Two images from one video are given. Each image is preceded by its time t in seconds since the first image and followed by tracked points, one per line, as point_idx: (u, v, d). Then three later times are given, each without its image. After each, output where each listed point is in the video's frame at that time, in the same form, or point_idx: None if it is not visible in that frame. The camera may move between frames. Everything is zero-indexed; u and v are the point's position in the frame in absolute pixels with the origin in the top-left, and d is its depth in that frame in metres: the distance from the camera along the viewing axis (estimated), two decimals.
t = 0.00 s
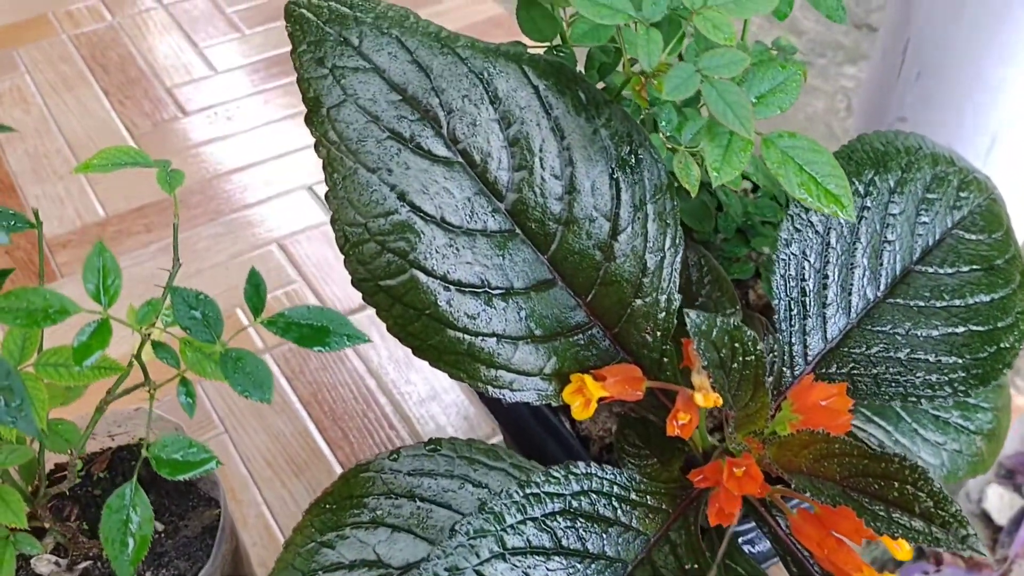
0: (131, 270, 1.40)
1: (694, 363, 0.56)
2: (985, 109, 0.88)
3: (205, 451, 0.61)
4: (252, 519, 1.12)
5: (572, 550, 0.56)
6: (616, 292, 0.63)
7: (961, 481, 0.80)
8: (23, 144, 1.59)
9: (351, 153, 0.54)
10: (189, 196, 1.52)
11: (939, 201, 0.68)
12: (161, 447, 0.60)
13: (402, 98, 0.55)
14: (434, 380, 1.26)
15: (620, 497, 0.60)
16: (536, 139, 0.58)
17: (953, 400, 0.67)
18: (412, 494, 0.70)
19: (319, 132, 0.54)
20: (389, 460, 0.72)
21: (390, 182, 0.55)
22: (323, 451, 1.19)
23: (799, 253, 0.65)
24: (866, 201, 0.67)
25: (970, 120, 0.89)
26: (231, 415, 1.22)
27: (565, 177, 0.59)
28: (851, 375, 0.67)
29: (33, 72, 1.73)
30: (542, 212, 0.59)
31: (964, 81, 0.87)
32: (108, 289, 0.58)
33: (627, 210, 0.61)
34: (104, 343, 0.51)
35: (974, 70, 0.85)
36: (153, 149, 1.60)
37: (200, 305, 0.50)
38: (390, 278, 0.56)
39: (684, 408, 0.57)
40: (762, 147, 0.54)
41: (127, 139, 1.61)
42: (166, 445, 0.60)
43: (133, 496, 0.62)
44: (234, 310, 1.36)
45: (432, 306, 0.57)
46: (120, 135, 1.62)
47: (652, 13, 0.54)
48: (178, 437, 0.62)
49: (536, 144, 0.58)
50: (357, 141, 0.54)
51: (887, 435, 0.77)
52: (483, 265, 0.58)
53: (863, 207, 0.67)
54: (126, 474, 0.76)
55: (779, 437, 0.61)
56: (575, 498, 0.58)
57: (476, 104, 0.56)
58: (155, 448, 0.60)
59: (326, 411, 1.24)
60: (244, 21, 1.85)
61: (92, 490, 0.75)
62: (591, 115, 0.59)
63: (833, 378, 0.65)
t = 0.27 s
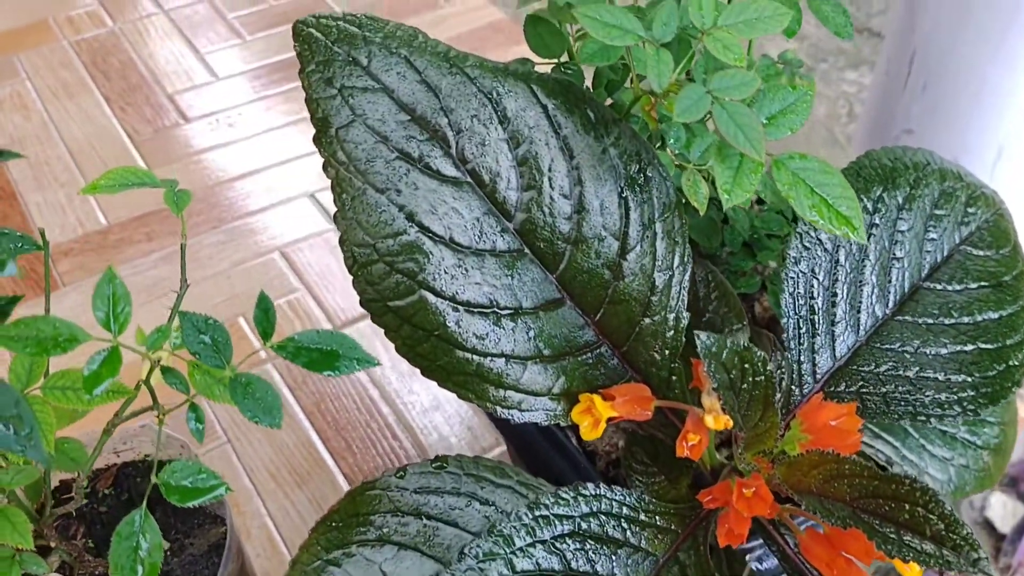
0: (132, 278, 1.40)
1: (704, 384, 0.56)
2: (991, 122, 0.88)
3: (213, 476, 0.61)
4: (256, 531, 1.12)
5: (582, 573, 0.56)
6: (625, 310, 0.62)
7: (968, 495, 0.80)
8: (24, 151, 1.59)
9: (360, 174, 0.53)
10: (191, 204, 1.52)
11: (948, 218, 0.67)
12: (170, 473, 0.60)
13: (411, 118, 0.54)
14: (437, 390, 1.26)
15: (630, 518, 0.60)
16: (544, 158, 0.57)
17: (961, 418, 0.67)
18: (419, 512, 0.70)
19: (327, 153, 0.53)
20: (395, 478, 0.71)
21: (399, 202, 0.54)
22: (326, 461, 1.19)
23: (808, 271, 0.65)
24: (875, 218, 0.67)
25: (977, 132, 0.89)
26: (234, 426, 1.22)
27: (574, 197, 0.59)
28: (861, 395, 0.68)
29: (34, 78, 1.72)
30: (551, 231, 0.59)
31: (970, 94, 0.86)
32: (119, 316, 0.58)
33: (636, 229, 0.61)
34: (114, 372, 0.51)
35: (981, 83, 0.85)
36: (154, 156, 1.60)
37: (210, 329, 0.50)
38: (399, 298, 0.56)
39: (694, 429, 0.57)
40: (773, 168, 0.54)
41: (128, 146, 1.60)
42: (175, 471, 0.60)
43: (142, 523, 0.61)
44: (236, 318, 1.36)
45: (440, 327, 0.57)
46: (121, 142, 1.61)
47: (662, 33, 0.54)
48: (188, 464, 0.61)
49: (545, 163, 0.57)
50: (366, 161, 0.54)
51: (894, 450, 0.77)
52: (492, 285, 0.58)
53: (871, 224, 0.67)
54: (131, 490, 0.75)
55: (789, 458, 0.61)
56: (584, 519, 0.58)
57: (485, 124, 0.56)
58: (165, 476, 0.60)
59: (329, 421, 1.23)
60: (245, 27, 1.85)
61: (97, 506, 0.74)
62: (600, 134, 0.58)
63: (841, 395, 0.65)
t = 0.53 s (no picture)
0: (128, 285, 1.40)
1: (699, 397, 0.56)
2: (987, 131, 0.88)
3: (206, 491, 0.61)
4: (252, 539, 1.12)
5: None
6: (619, 322, 0.63)
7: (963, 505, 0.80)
8: (20, 158, 1.59)
9: (354, 188, 0.53)
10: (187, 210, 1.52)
11: (942, 228, 0.68)
12: (164, 489, 0.60)
13: (405, 132, 0.55)
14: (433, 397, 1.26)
15: (624, 529, 0.60)
16: (539, 170, 0.57)
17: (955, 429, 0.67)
18: (414, 523, 0.70)
19: (322, 166, 0.53)
20: (390, 489, 0.71)
21: (393, 216, 0.55)
22: (322, 469, 1.19)
23: (803, 283, 0.65)
24: (869, 229, 0.67)
25: (972, 141, 0.89)
26: (230, 433, 1.22)
27: (569, 209, 0.59)
28: (855, 405, 0.68)
29: (30, 85, 1.72)
30: (546, 243, 0.59)
31: (965, 102, 0.87)
32: (112, 332, 0.57)
33: (631, 241, 0.61)
34: (108, 388, 0.50)
35: (976, 92, 0.85)
36: (150, 163, 1.59)
37: (202, 345, 0.50)
38: (393, 311, 0.56)
39: (688, 441, 0.57)
40: (767, 181, 0.54)
41: (125, 153, 1.61)
42: (168, 485, 0.60)
43: (135, 537, 0.60)
44: (232, 325, 1.36)
45: (434, 339, 0.56)
46: (117, 149, 1.61)
47: (656, 47, 0.54)
48: (181, 479, 0.61)
49: (540, 176, 0.58)
50: (360, 175, 0.54)
51: (889, 460, 0.77)
52: (487, 297, 0.58)
53: (866, 235, 0.67)
54: (126, 500, 0.75)
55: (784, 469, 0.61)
56: (579, 532, 0.57)
57: (480, 137, 0.56)
58: (156, 489, 0.60)
59: (325, 428, 1.23)
60: (242, 33, 1.85)
61: (92, 517, 0.74)
62: (595, 146, 0.59)
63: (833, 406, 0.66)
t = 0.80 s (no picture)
0: (122, 282, 1.40)
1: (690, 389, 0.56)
2: (979, 126, 0.88)
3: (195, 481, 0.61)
4: (245, 536, 1.12)
5: None
6: (611, 315, 0.63)
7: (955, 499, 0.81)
8: (15, 156, 1.59)
9: (345, 180, 0.54)
10: (182, 208, 1.52)
11: (932, 223, 0.67)
12: (153, 478, 0.60)
13: (397, 124, 0.55)
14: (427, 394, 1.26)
15: (615, 522, 0.60)
16: (530, 163, 0.58)
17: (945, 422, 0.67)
18: (406, 517, 0.70)
19: (313, 159, 0.53)
20: (382, 483, 0.72)
21: (384, 208, 0.55)
22: (317, 466, 1.19)
23: (793, 276, 0.65)
24: (859, 223, 0.68)
25: (965, 136, 0.89)
26: (224, 430, 1.22)
27: (559, 202, 0.59)
28: (845, 398, 0.68)
29: (25, 83, 1.72)
30: (537, 236, 0.59)
31: (958, 98, 0.87)
32: (101, 322, 0.57)
33: (622, 234, 0.61)
34: (96, 377, 0.50)
35: (968, 88, 0.86)
36: (145, 160, 1.59)
37: (192, 335, 0.50)
38: (384, 303, 0.56)
39: (679, 433, 0.57)
40: (756, 174, 0.54)
41: (120, 151, 1.60)
42: (158, 476, 0.60)
43: (125, 528, 0.60)
44: (226, 323, 1.36)
45: (426, 332, 0.57)
46: (112, 147, 1.61)
47: (646, 41, 0.55)
48: (170, 469, 0.61)
49: (531, 168, 0.58)
50: (351, 167, 0.54)
51: (880, 455, 0.77)
52: (478, 290, 0.58)
53: (856, 229, 0.68)
54: (119, 495, 0.75)
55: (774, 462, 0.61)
56: (569, 523, 0.58)
57: (471, 130, 0.56)
58: (147, 480, 0.59)
59: (319, 425, 1.23)
60: (237, 32, 1.85)
61: (85, 511, 0.74)
62: (585, 140, 0.59)
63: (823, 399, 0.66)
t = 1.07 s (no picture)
0: (118, 278, 1.40)
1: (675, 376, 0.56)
2: (968, 120, 0.89)
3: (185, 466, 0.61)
4: (240, 530, 1.12)
5: (553, 564, 0.56)
6: (599, 306, 0.63)
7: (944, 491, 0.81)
8: (11, 153, 1.59)
9: (333, 170, 0.54)
10: (177, 205, 1.52)
11: (920, 215, 0.68)
12: (142, 465, 0.60)
13: (385, 116, 0.55)
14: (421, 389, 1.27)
15: (603, 510, 0.61)
16: (518, 155, 0.58)
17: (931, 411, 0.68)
18: (396, 507, 0.70)
19: (301, 150, 0.54)
20: (373, 473, 0.72)
21: (372, 199, 0.55)
22: (311, 460, 1.19)
23: (780, 267, 0.66)
24: (847, 214, 0.68)
25: (954, 129, 0.90)
26: (218, 424, 1.23)
27: (547, 193, 0.59)
28: (832, 387, 0.68)
29: (22, 81, 1.73)
30: (525, 227, 0.60)
31: (947, 91, 0.87)
32: (89, 308, 0.58)
33: (610, 225, 0.61)
34: (84, 363, 0.51)
35: (957, 81, 0.86)
36: (141, 157, 1.60)
37: (181, 323, 0.50)
38: (373, 293, 0.56)
39: (665, 421, 0.58)
40: (741, 163, 0.55)
41: (116, 148, 1.61)
42: (146, 462, 0.60)
43: (113, 513, 0.61)
44: (221, 318, 1.36)
45: (414, 321, 0.57)
46: (108, 144, 1.61)
47: (632, 32, 0.55)
48: (158, 455, 0.61)
49: (518, 159, 0.58)
50: (339, 158, 0.54)
51: (869, 446, 0.77)
52: (466, 280, 0.58)
53: (843, 220, 0.68)
54: (111, 486, 0.76)
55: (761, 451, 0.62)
56: (556, 511, 0.58)
57: (459, 121, 0.57)
58: (135, 465, 0.60)
59: (314, 421, 1.24)
60: (234, 29, 1.85)
61: (77, 503, 0.75)
62: (573, 131, 0.59)
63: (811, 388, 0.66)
